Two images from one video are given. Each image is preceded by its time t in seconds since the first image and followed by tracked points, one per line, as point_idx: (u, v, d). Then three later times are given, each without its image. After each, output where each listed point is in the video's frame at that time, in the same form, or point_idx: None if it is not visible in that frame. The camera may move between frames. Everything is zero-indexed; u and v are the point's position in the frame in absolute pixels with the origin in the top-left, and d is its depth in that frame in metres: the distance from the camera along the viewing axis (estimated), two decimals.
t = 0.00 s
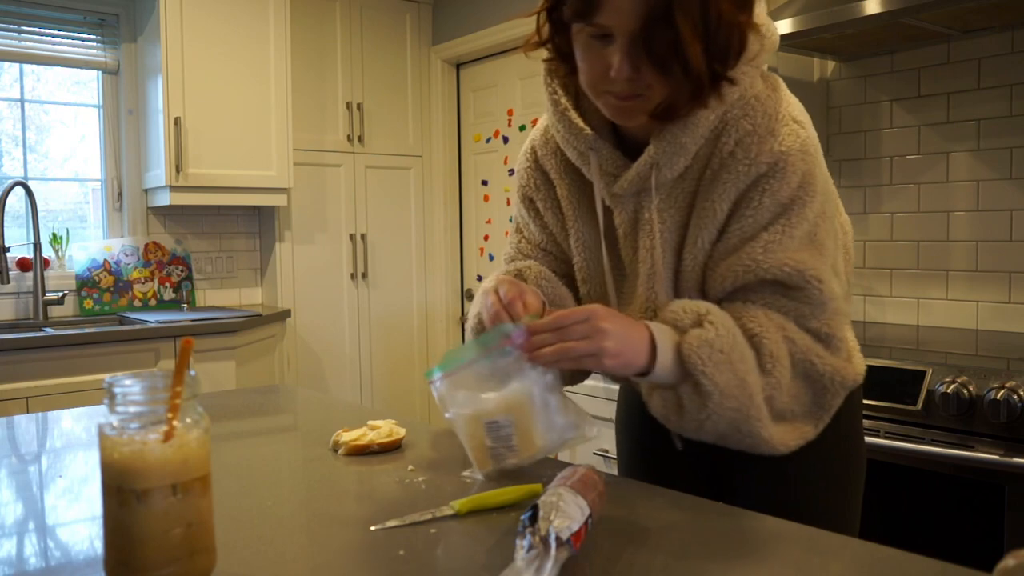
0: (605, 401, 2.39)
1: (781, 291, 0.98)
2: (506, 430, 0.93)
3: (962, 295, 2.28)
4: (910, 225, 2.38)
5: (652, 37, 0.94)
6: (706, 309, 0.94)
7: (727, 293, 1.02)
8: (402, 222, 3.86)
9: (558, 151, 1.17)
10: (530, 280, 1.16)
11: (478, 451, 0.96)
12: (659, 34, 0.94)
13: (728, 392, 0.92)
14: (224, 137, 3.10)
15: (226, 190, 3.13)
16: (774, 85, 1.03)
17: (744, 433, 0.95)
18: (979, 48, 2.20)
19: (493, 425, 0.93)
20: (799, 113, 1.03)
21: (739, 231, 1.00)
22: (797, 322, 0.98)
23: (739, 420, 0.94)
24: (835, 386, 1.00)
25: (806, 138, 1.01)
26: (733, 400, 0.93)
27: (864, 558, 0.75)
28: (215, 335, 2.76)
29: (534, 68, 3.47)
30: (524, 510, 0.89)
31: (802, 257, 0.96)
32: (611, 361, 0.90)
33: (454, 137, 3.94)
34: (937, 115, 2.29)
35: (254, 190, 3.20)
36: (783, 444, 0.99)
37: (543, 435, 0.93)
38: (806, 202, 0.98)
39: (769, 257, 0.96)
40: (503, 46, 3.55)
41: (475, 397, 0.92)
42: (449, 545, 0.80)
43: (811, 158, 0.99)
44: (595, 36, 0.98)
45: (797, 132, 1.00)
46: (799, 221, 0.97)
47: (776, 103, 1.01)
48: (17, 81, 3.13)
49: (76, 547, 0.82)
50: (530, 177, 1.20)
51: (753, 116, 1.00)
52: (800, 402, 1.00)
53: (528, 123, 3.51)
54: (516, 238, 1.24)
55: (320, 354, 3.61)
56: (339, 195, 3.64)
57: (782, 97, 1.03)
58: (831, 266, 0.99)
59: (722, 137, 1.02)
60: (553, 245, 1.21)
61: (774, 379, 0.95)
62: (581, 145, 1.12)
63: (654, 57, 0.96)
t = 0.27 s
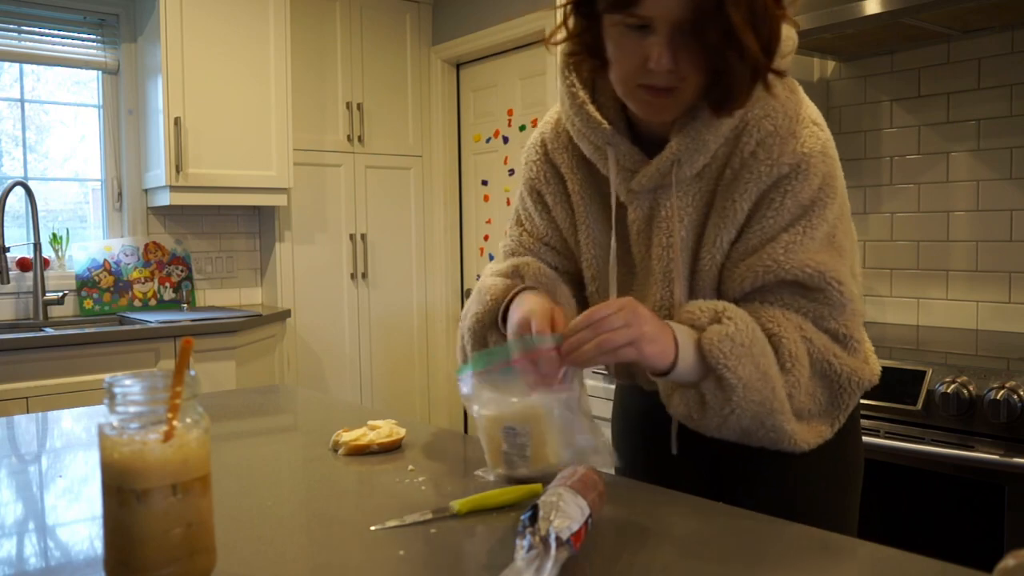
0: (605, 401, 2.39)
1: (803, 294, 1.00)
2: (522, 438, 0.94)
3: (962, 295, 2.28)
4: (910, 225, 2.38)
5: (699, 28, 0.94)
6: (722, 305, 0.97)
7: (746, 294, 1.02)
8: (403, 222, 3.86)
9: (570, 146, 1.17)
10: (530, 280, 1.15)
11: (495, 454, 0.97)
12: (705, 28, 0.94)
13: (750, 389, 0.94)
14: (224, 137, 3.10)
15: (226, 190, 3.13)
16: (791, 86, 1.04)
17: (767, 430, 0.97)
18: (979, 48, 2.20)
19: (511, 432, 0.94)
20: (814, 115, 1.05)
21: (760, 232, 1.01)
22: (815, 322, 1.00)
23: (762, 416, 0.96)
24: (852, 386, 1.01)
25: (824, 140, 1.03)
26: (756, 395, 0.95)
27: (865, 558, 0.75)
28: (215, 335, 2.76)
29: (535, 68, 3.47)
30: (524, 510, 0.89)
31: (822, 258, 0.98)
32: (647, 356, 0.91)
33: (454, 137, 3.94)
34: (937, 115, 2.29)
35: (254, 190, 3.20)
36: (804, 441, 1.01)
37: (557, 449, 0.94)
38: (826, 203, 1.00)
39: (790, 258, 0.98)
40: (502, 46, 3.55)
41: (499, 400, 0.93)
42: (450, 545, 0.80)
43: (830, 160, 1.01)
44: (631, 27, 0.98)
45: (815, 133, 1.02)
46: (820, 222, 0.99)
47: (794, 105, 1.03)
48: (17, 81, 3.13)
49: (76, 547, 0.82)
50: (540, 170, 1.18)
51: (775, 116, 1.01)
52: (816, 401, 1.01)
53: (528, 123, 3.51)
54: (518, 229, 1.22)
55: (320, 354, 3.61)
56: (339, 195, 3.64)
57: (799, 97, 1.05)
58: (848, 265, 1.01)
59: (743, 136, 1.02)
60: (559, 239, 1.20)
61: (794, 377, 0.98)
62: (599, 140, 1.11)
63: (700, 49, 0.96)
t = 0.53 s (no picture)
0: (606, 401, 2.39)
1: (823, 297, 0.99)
2: (546, 440, 0.94)
3: (962, 295, 2.28)
4: (910, 225, 2.38)
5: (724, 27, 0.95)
6: (741, 318, 0.96)
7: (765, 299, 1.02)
8: (403, 222, 3.86)
9: (581, 146, 1.16)
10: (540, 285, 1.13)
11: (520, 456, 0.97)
12: (731, 26, 0.94)
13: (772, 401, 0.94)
14: (224, 137, 3.10)
15: (226, 190, 3.13)
16: (807, 89, 1.05)
17: (792, 439, 0.97)
18: (979, 48, 2.20)
19: (535, 434, 0.94)
20: (831, 118, 1.05)
21: (781, 235, 1.00)
22: (836, 327, 1.00)
23: (785, 425, 0.96)
24: (874, 390, 1.00)
25: (844, 143, 1.03)
26: (780, 404, 0.94)
27: (865, 558, 0.75)
28: (215, 335, 2.76)
29: (535, 68, 3.47)
30: (524, 510, 0.89)
31: (844, 261, 0.98)
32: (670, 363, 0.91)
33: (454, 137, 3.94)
34: (937, 115, 2.29)
35: (254, 190, 3.20)
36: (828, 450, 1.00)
37: (583, 450, 0.93)
38: (846, 206, 1.00)
39: (812, 262, 0.97)
40: (502, 46, 3.55)
41: (521, 402, 0.92)
42: (450, 545, 0.80)
43: (848, 162, 1.01)
44: (655, 26, 0.98)
45: (833, 136, 1.02)
46: (841, 224, 0.99)
47: (813, 107, 1.03)
48: (17, 81, 3.13)
49: (76, 547, 0.82)
50: (551, 171, 1.18)
51: (793, 118, 1.01)
52: (838, 408, 1.00)
53: (528, 123, 3.51)
54: (525, 231, 1.22)
55: (320, 354, 3.61)
56: (339, 195, 3.65)
57: (816, 101, 1.05)
58: (869, 269, 1.00)
59: (761, 138, 1.02)
60: (567, 242, 1.19)
61: (816, 385, 0.97)
62: (615, 140, 1.11)
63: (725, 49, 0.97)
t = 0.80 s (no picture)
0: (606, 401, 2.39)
1: (838, 295, 0.98)
2: (571, 437, 0.91)
3: (962, 295, 2.28)
4: (909, 225, 2.38)
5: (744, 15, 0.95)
6: (753, 311, 0.96)
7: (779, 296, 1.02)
8: (403, 222, 3.86)
9: (596, 141, 1.15)
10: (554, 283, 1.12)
11: (541, 459, 0.94)
12: (752, 17, 0.94)
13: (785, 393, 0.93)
14: (224, 137, 3.10)
15: (226, 190, 3.13)
16: (822, 87, 1.04)
17: (806, 434, 0.96)
18: (979, 48, 2.20)
19: (558, 432, 0.92)
20: (846, 117, 1.05)
21: (795, 232, 1.00)
22: (850, 325, 0.99)
23: (798, 418, 0.95)
24: (890, 388, 0.99)
25: (859, 142, 1.02)
26: (795, 396, 0.94)
27: (865, 558, 0.75)
28: (215, 335, 2.76)
29: (535, 68, 3.47)
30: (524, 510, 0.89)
31: (859, 259, 0.97)
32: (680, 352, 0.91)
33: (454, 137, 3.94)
34: (937, 115, 2.29)
35: (254, 190, 3.20)
36: (842, 446, 0.99)
37: (609, 444, 0.91)
38: (862, 205, 0.99)
39: (826, 259, 0.97)
40: (503, 46, 3.56)
41: (543, 397, 0.92)
42: (451, 545, 0.80)
43: (863, 162, 1.01)
44: (677, 16, 0.98)
45: (849, 135, 1.02)
46: (856, 222, 0.98)
47: (828, 106, 1.03)
48: (17, 81, 3.13)
49: (75, 547, 0.82)
50: (564, 167, 1.16)
51: (810, 116, 1.01)
52: (852, 406, 1.00)
53: (528, 123, 3.51)
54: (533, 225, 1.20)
55: (320, 354, 3.61)
56: (339, 195, 3.65)
57: (831, 101, 1.05)
58: (885, 268, 1.00)
59: (777, 136, 1.02)
60: (578, 239, 1.17)
61: (831, 379, 0.96)
62: (630, 137, 1.10)
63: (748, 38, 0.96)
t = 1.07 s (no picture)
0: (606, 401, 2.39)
1: (859, 293, 0.96)
2: (591, 439, 0.93)
3: (963, 295, 2.28)
4: (909, 225, 2.38)
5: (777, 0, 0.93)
6: (777, 310, 0.93)
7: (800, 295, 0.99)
8: (402, 222, 3.86)
9: (611, 140, 1.12)
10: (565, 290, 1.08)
11: (560, 459, 0.96)
12: None
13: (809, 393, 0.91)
14: (224, 137, 3.10)
15: (226, 190, 3.13)
16: (839, 82, 1.02)
17: (832, 433, 0.94)
18: (979, 48, 2.20)
19: (578, 434, 0.94)
20: (865, 113, 1.02)
21: (818, 230, 0.97)
22: (874, 323, 0.96)
23: (823, 418, 0.92)
24: (914, 389, 0.96)
25: (880, 138, 1.00)
26: (819, 396, 0.91)
27: (866, 558, 0.75)
28: (215, 335, 2.76)
29: (535, 68, 3.47)
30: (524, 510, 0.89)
31: (882, 257, 0.95)
32: (698, 352, 0.88)
33: (454, 137, 3.94)
34: (937, 115, 2.29)
35: (255, 190, 3.20)
36: (868, 445, 0.97)
37: (628, 448, 0.94)
38: (885, 202, 0.97)
39: (849, 257, 0.94)
40: (503, 46, 3.56)
41: (565, 399, 0.94)
42: (450, 545, 0.80)
43: (885, 158, 0.98)
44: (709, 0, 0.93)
45: (870, 131, 0.99)
46: (879, 219, 0.96)
47: (847, 101, 1.00)
48: (17, 81, 3.13)
49: (75, 547, 0.82)
50: (578, 166, 1.13)
51: (831, 113, 0.98)
52: (877, 405, 0.97)
53: (528, 123, 3.51)
54: (542, 222, 1.17)
55: (320, 354, 3.62)
56: (339, 195, 3.65)
57: (849, 96, 1.02)
58: (908, 266, 0.97)
59: (798, 133, 0.99)
60: (590, 239, 1.15)
61: (856, 377, 0.94)
62: (648, 135, 1.07)
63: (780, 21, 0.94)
